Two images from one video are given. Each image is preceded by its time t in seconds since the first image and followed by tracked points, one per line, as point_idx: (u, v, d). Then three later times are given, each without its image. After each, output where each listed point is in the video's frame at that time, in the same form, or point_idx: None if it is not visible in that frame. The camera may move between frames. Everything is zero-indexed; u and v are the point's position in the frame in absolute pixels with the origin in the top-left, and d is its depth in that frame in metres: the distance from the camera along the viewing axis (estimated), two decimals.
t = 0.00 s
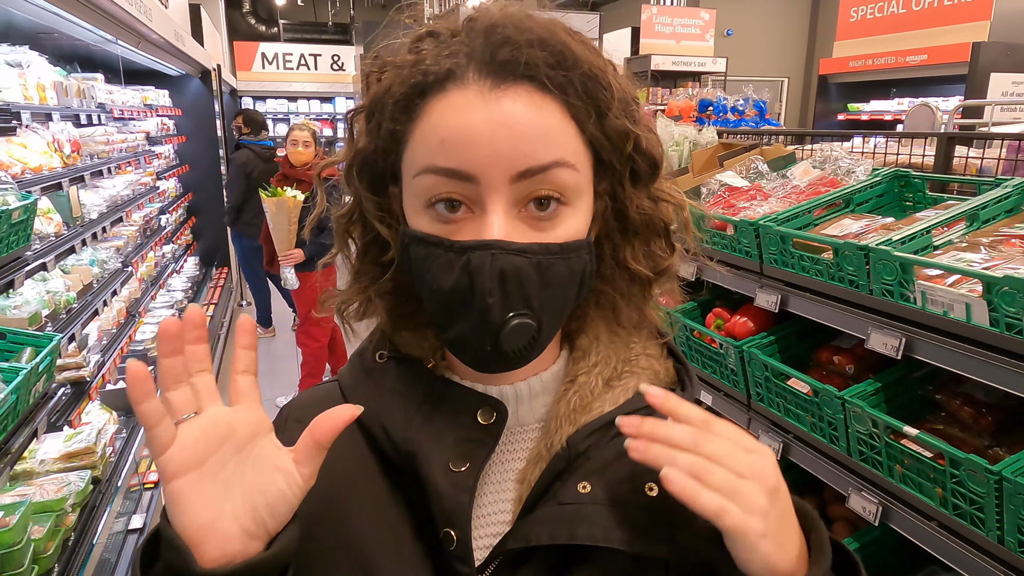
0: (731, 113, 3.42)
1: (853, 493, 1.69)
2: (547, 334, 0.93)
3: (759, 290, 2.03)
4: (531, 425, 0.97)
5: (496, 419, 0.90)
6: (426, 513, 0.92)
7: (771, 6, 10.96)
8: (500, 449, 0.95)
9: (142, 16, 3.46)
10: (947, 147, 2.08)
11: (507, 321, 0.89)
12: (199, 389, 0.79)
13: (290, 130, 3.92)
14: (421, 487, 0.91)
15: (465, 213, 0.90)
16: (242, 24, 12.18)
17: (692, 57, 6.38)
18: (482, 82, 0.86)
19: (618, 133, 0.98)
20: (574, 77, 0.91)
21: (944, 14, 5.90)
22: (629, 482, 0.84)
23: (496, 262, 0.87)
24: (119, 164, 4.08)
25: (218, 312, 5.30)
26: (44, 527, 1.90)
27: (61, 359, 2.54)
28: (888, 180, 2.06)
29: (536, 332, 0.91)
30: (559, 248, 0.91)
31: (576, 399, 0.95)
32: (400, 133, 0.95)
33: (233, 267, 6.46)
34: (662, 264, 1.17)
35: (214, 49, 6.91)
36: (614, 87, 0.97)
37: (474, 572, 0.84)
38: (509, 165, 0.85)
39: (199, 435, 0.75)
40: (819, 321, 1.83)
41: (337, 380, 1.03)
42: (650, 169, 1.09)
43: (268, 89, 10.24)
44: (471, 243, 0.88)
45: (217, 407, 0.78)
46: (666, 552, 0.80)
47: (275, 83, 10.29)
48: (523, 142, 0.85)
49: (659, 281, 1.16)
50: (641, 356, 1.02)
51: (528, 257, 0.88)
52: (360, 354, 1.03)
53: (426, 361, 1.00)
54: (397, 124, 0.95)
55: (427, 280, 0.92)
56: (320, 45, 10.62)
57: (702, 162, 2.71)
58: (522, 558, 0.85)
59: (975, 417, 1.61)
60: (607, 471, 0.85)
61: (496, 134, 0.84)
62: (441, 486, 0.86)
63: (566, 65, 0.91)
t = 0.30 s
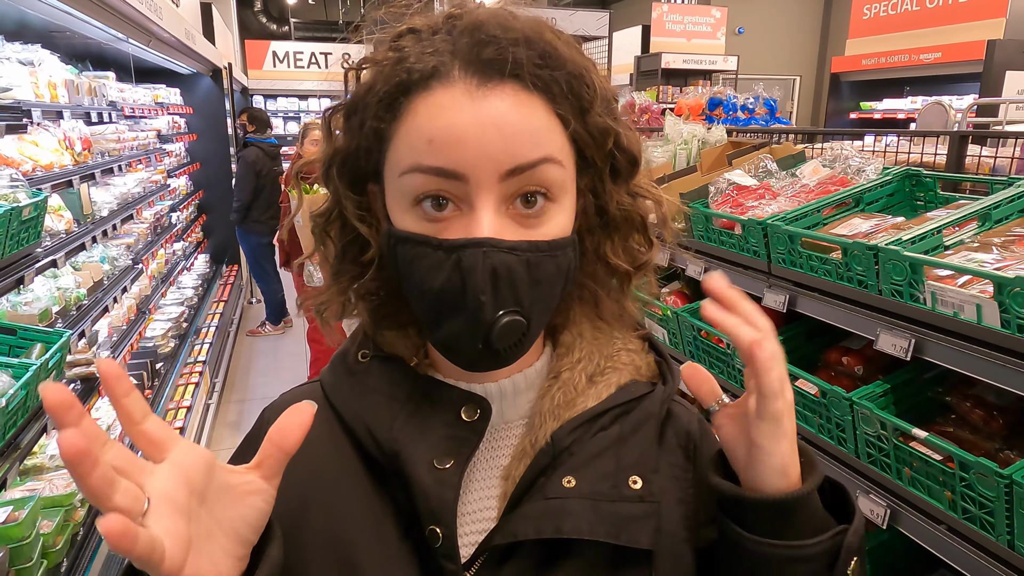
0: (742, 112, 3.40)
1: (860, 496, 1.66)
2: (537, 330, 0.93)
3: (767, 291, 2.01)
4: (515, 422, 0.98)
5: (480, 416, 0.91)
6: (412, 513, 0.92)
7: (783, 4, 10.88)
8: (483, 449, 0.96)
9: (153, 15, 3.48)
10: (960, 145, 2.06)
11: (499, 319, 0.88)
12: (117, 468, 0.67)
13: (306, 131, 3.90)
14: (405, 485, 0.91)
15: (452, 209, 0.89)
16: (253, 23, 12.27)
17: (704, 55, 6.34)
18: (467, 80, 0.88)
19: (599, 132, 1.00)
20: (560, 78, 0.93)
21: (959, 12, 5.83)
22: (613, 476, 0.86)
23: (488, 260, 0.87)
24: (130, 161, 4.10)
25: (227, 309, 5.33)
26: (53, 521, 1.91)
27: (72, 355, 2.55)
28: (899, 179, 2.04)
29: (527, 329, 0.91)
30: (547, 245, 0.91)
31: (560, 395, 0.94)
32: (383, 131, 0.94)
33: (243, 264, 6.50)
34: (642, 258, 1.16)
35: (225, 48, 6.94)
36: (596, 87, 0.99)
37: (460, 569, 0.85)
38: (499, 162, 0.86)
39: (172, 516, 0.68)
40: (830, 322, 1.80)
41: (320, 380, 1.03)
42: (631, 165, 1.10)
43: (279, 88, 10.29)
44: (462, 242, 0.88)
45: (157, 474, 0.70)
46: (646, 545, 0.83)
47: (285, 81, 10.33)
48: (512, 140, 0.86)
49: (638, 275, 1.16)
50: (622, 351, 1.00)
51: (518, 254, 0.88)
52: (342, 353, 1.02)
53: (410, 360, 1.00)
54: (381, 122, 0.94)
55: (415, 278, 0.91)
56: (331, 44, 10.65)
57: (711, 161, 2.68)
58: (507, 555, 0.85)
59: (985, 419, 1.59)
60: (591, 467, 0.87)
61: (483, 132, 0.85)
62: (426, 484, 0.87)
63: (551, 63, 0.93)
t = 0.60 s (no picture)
0: (749, 111, 3.39)
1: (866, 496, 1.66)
2: (524, 330, 0.94)
3: (773, 290, 2.00)
4: (506, 420, 1.00)
5: (469, 415, 0.92)
6: (404, 513, 0.93)
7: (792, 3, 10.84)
8: (471, 450, 0.98)
9: (163, 15, 3.50)
10: (969, 144, 2.05)
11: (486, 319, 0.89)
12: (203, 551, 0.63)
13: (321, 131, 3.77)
14: (396, 485, 0.92)
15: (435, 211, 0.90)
16: (262, 22, 12.35)
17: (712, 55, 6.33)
18: (443, 82, 0.89)
19: (576, 129, 1.02)
20: (534, 73, 0.95)
21: (970, 11, 5.79)
22: (603, 471, 0.85)
23: (474, 260, 0.88)
24: (139, 160, 4.13)
25: (236, 307, 5.37)
26: (62, 517, 1.93)
27: (82, 353, 2.57)
28: (907, 179, 2.03)
29: (514, 328, 0.91)
30: (530, 245, 0.92)
31: (548, 394, 0.95)
32: (363, 137, 0.96)
33: (251, 263, 6.54)
34: (624, 252, 1.19)
35: (234, 48, 6.98)
36: (569, 85, 1.01)
37: (451, 567, 0.86)
38: (480, 162, 0.87)
39: None
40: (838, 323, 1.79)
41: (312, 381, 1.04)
42: (608, 160, 1.13)
43: (288, 87, 10.34)
44: (446, 244, 0.89)
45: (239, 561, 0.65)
46: (640, 538, 0.81)
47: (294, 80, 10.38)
48: (491, 139, 0.87)
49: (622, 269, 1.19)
50: (611, 347, 1.02)
51: (502, 254, 0.89)
52: (332, 355, 1.03)
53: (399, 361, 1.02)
54: (360, 128, 0.96)
55: (401, 283, 0.92)
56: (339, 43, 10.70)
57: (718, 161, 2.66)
58: (497, 553, 0.87)
59: (993, 421, 1.58)
60: (582, 462, 0.86)
61: (464, 134, 0.86)
62: (417, 484, 0.87)
63: (527, 62, 0.95)
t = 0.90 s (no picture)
0: (755, 110, 3.38)
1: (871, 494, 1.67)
2: (516, 318, 0.95)
3: (779, 289, 2.01)
4: (503, 418, 1.00)
5: (465, 413, 0.93)
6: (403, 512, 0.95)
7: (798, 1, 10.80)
8: (470, 447, 0.98)
9: (170, 14, 3.52)
10: (976, 143, 2.04)
11: (477, 303, 0.91)
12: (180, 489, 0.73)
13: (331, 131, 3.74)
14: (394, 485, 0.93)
15: (428, 200, 0.91)
16: (269, 21, 12.41)
17: (718, 53, 6.31)
18: (433, 73, 0.90)
19: (568, 118, 1.02)
20: (523, 63, 0.95)
21: (977, 9, 5.76)
22: (601, 468, 0.86)
23: (463, 241, 0.89)
24: (147, 159, 4.15)
25: (242, 305, 5.40)
26: (72, 512, 1.96)
27: (90, 349, 2.60)
28: (913, 178, 2.04)
29: (507, 314, 0.93)
30: (522, 229, 0.93)
31: (545, 390, 0.97)
32: (353, 128, 0.98)
33: (257, 262, 6.57)
34: (620, 249, 1.19)
35: (241, 46, 7.00)
36: (561, 75, 1.01)
37: (450, 567, 0.87)
38: (469, 147, 0.87)
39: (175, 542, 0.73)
40: (843, 320, 1.79)
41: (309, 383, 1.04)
42: (601, 155, 1.13)
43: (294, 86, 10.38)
44: (436, 225, 0.89)
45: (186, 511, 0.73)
46: (639, 535, 0.82)
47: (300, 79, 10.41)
48: (479, 126, 0.87)
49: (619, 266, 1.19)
50: (608, 342, 1.04)
51: (492, 236, 0.90)
52: (328, 357, 1.04)
53: (395, 361, 1.03)
54: (350, 119, 0.97)
55: (392, 271, 0.93)
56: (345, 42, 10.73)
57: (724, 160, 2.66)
58: (497, 551, 0.88)
59: (998, 419, 1.59)
60: (580, 460, 0.87)
61: (453, 121, 0.86)
62: (416, 485, 0.89)
63: (516, 52, 0.96)
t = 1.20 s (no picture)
0: (757, 110, 3.39)
1: (872, 493, 1.67)
2: (515, 324, 0.96)
3: (780, 289, 2.02)
4: (503, 418, 1.01)
5: (463, 415, 0.94)
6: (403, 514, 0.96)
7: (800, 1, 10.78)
8: (470, 448, 0.99)
9: (174, 15, 3.53)
10: (977, 144, 2.05)
11: (477, 313, 0.92)
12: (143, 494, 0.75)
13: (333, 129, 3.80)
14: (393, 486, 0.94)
15: (426, 208, 0.92)
16: (271, 21, 12.45)
17: (720, 53, 6.31)
18: (431, 79, 0.91)
19: (568, 122, 1.03)
20: (523, 67, 0.96)
21: (980, 9, 5.75)
22: (600, 469, 0.88)
23: (463, 255, 0.90)
24: (150, 159, 4.17)
25: (246, 304, 5.42)
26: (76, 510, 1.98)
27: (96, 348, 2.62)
28: (915, 178, 2.05)
29: (505, 325, 0.94)
30: (521, 238, 0.94)
31: (545, 391, 0.98)
32: (352, 133, 0.99)
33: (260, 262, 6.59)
34: (619, 248, 1.20)
35: (244, 46, 7.02)
36: (560, 78, 1.02)
37: (450, 568, 0.88)
38: (469, 156, 0.89)
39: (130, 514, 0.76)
40: (844, 321, 1.80)
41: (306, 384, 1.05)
42: (602, 157, 1.14)
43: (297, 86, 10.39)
44: (436, 238, 0.91)
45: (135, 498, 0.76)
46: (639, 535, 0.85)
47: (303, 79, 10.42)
48: (479, 132, 0.88)
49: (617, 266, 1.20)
50: (608, 343, 1.05)
51: (492, 248, 0.92)
52: (327, 357, 1.05)
53: (393, 361, 1.04)
54: (349, 124, 0.99)
55: (390, 277, 0.95)
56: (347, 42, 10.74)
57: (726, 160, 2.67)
58: (497, 552, 0.89)
59: (999, 418, 1.60)
60: (578, 460, 0.89)
61: (451, 128, 0.88)
62: (416, 487, 0.90)
63: (516, 57, 0.97)
